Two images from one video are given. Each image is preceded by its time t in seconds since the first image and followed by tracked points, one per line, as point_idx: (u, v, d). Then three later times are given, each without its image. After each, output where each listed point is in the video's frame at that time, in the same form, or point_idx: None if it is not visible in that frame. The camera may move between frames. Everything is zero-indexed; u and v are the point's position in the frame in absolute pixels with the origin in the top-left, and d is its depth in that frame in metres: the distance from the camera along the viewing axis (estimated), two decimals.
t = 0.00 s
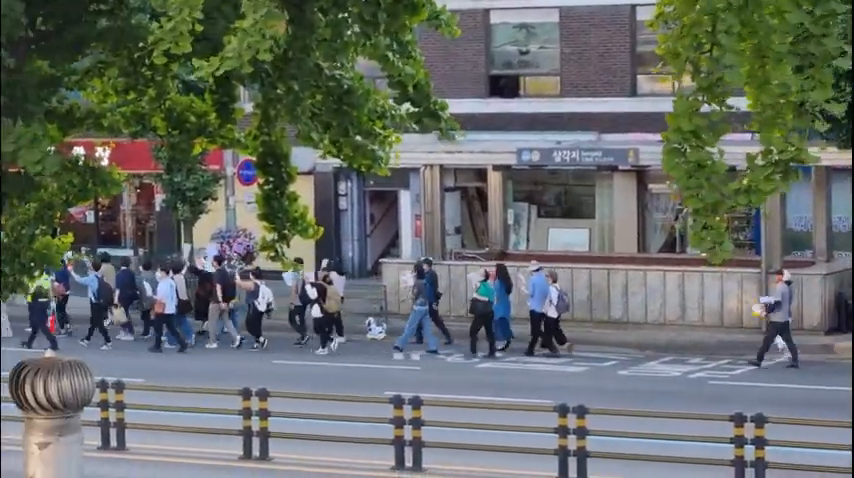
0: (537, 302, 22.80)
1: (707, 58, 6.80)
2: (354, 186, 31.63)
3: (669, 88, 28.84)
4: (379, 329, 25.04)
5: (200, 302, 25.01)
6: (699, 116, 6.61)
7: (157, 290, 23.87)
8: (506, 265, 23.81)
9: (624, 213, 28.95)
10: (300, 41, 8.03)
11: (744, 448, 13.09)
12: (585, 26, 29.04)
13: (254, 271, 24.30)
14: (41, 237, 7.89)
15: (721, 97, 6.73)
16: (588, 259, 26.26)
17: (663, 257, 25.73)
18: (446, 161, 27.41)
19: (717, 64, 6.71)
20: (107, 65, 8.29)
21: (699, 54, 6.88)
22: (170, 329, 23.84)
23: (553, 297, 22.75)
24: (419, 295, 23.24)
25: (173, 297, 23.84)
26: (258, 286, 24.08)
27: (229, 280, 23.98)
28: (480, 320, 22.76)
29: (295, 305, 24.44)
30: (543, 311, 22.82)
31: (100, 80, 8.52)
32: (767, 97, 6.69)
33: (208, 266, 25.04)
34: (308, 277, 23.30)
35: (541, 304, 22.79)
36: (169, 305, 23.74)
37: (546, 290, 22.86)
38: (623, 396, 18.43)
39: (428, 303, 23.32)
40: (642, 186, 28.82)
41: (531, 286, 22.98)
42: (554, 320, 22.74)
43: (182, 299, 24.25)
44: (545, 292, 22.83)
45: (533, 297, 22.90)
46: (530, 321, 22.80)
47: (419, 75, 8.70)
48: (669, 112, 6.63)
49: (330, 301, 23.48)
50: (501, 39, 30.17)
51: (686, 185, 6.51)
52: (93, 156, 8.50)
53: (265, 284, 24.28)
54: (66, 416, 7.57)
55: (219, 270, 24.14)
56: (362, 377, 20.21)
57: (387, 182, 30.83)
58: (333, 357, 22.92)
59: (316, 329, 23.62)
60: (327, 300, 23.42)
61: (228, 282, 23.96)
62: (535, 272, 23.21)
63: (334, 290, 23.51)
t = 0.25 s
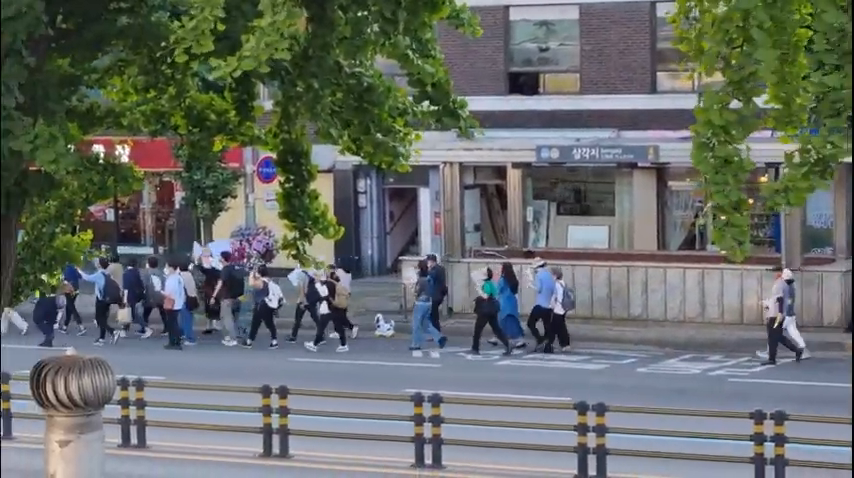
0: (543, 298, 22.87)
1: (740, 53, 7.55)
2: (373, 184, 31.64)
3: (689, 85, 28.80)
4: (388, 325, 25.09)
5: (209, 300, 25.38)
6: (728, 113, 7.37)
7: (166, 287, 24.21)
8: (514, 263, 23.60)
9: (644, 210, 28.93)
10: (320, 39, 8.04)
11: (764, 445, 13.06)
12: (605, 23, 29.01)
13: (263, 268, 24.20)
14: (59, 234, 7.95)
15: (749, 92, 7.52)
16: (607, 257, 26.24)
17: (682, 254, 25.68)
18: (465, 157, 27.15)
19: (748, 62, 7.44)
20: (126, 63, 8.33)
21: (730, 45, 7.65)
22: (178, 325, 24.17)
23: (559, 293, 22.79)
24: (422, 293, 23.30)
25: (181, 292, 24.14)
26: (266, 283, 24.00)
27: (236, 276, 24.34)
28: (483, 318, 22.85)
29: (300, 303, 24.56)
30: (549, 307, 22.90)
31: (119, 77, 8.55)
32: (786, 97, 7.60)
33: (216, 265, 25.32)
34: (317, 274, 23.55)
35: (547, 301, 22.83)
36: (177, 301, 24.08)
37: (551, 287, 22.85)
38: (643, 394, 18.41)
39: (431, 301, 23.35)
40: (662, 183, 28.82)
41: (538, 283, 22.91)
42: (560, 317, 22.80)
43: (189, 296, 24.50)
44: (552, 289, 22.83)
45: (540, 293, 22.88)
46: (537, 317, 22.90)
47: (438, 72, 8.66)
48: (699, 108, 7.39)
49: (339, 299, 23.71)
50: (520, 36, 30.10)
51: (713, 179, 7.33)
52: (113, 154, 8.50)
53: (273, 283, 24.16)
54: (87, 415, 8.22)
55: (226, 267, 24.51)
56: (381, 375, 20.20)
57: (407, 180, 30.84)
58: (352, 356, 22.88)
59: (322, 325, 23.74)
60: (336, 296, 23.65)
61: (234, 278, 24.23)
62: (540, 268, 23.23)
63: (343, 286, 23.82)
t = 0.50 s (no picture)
0: (550, 303, 22.87)
1: (773, 57, 7.65)
2: (396, 187, 31.59)
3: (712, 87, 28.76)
4: (397, 327, 25.26)
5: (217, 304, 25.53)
6: (763, 115, 7.41)
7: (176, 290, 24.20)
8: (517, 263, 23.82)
9: (666, 213, 29.03)
10: (343, 42, 7.98)
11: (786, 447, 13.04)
12: (627, 26, 28.98)
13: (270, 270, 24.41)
14: (84, 236, 8.04)
15: (784, 95, 7.57)
16: (630, 259, 26.22)
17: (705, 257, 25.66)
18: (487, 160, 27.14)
19: (783, 64, 7.52)
20: (150, 65, 8.34)
21: (762, 49, 7.80)
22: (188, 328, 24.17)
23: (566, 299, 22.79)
24: (431, 294, 23.50)
25: (191, 295, 24.18)
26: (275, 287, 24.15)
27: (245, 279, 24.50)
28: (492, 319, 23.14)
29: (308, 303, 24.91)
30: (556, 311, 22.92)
31: (143, 80, 8.55)
32: (812, 97, 7.50)
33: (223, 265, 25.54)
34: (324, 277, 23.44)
35: (553, 305, 22.88)
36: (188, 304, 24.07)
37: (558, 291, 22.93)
38: (665, 396, 18.39)
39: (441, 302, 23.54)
40: (683, 185, 28.90)
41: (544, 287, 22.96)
42: (566, 321, 22.82)
43: (197, 298, 24.60)
44: (559, 293, 22.88)
45: (546, 298, 22.92)
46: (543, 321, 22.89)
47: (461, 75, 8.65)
48: (735, 111, 7.44)
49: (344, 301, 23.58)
50: (542, 38, 30.08)
51: (752, 180, 7.32)
52: (137, 156, 8.51)
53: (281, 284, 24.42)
54: (109, 416, 8.26)
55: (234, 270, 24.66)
56: (404, 378, 20.21)
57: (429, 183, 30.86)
58: (374, 358, 22.89)
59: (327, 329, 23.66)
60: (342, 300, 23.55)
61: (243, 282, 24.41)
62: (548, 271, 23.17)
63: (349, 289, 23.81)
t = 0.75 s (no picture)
0: (554, 300, 23.07)
1: (802, 56, 7.07)
2: (414, 187, 31.60)
3: (731, 88, 28.69)
4: (403, 327, 25.34)
5: (225, 302, 25.69)
6: (799, 116, 6.75)
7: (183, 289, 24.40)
8: (522, 264, 23.79)
9: (685, 213, 28.93)
10: (363, 45, 7.73)
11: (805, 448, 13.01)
12: (646, 26, 28.94)
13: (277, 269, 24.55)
14: (104, 238, 8.07)
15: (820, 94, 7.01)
16: (649, 259, 26.20)
17: (724, 257, 25.62)
18: (506, 160, 27.26)
19: (811, 61, 6.93)
20: (168, 66, 8.36)
21: (791, 50, 7.25)
22: (196, 327, 24.38)
23: (570, 296, 22.92)
24: (435, 295, 23.43)
25: (199, 294, 24.34)
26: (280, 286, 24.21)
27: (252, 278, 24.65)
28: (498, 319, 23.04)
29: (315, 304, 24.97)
30: (560, 309, 23.08)
31: (161, 81, 8.56)
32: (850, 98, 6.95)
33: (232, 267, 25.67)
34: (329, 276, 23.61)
35: (558, 302, 23.05)
36: (195, 303, 24.27)
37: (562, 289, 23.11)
38: (684, 397, 18.37)
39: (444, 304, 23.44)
40: (702, 186, 28.75)
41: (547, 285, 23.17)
42: (571, 319, 22.91)
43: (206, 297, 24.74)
44: (562, 291, 23.08)
45: (550, 295, 23.12)
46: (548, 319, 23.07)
47: (480, 75, 8.57)
48: (767, 115, 6.78)
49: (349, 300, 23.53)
50: (560, 39, 30.03)
51: (792, 183, 6.66)
52: (155, 157, 8.52)
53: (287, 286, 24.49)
54: (130, 416, 8.17)
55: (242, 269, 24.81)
56: (422, 379, 20.21)
57: (447, 184, 30.84)
58: (393, 359, 22.90)
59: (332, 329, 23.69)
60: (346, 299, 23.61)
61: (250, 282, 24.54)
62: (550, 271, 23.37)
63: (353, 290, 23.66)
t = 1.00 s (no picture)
0: (556, 308, 23.00)
1: (828, 61, 7.24)
2: (430, 192, 31.62)
3: (748, 93, 28.65)
4: (405, 333, 25.51)
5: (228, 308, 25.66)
6: (819, 122, 7.13)
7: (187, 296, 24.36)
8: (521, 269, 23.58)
9: (702, 219, 28.77)
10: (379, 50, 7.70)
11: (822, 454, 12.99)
12: (662, 31, 28.94)
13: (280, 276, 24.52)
14: (121, 243, 8.11)
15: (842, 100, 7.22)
16: (666, 265, 26.17)
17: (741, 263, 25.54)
18: (522, 166, 27.53)
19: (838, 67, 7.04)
20: (185, 72, 8.37)
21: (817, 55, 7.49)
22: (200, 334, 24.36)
23: (572, 303, 22.96)
24: (436, 299, 23.69)
25: (203, 301, 24.28)
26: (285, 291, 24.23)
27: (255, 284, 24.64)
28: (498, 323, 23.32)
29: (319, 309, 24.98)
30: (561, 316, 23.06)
31: (178, 86, 8.62)
32: None
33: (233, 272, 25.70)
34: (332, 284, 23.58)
35: (559, 309, 23.02)
36: (200, 309, 24.24)
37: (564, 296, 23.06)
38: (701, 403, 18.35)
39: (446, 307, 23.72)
40: (719, 191, 28.61)
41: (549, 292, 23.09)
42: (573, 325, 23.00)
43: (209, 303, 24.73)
44: (564, 298, 23.02)
45: (552, 302, 23.06)
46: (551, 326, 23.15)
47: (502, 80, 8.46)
48: (790, 120, 7.15)
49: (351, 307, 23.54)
50: (577, 45, 30.07)
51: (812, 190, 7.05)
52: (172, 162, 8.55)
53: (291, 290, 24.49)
54: (147, 421, 7.94)
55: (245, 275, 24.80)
56: (438, 384, 20.22)
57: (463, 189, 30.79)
58: (409, 364, 22.90)
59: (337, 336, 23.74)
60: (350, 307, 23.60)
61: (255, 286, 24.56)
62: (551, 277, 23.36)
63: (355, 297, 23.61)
